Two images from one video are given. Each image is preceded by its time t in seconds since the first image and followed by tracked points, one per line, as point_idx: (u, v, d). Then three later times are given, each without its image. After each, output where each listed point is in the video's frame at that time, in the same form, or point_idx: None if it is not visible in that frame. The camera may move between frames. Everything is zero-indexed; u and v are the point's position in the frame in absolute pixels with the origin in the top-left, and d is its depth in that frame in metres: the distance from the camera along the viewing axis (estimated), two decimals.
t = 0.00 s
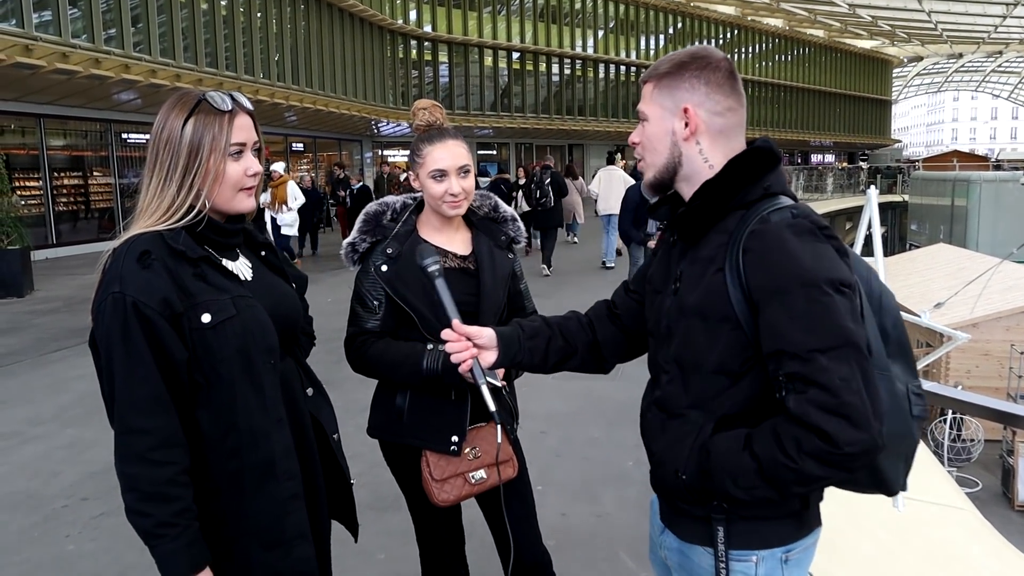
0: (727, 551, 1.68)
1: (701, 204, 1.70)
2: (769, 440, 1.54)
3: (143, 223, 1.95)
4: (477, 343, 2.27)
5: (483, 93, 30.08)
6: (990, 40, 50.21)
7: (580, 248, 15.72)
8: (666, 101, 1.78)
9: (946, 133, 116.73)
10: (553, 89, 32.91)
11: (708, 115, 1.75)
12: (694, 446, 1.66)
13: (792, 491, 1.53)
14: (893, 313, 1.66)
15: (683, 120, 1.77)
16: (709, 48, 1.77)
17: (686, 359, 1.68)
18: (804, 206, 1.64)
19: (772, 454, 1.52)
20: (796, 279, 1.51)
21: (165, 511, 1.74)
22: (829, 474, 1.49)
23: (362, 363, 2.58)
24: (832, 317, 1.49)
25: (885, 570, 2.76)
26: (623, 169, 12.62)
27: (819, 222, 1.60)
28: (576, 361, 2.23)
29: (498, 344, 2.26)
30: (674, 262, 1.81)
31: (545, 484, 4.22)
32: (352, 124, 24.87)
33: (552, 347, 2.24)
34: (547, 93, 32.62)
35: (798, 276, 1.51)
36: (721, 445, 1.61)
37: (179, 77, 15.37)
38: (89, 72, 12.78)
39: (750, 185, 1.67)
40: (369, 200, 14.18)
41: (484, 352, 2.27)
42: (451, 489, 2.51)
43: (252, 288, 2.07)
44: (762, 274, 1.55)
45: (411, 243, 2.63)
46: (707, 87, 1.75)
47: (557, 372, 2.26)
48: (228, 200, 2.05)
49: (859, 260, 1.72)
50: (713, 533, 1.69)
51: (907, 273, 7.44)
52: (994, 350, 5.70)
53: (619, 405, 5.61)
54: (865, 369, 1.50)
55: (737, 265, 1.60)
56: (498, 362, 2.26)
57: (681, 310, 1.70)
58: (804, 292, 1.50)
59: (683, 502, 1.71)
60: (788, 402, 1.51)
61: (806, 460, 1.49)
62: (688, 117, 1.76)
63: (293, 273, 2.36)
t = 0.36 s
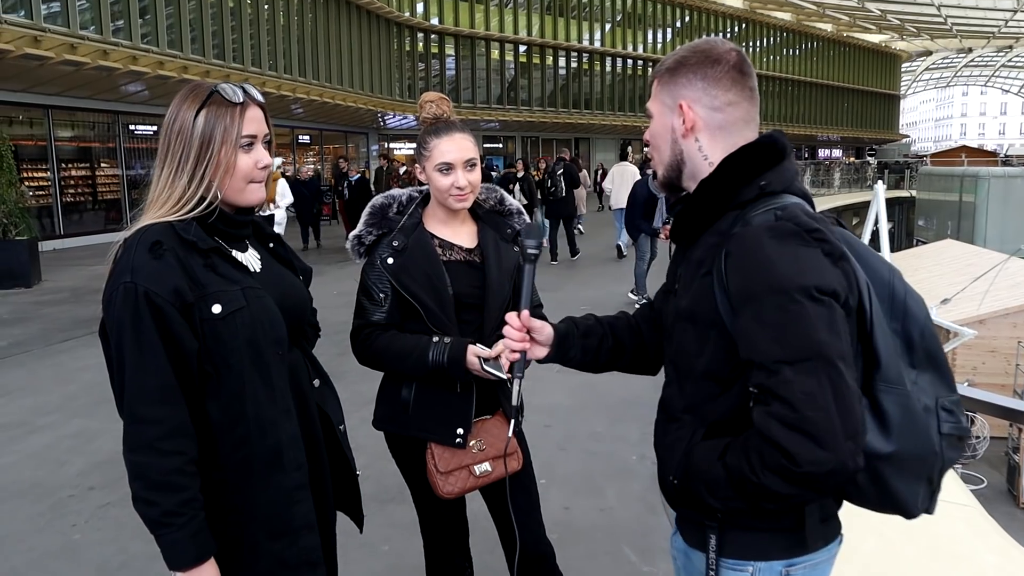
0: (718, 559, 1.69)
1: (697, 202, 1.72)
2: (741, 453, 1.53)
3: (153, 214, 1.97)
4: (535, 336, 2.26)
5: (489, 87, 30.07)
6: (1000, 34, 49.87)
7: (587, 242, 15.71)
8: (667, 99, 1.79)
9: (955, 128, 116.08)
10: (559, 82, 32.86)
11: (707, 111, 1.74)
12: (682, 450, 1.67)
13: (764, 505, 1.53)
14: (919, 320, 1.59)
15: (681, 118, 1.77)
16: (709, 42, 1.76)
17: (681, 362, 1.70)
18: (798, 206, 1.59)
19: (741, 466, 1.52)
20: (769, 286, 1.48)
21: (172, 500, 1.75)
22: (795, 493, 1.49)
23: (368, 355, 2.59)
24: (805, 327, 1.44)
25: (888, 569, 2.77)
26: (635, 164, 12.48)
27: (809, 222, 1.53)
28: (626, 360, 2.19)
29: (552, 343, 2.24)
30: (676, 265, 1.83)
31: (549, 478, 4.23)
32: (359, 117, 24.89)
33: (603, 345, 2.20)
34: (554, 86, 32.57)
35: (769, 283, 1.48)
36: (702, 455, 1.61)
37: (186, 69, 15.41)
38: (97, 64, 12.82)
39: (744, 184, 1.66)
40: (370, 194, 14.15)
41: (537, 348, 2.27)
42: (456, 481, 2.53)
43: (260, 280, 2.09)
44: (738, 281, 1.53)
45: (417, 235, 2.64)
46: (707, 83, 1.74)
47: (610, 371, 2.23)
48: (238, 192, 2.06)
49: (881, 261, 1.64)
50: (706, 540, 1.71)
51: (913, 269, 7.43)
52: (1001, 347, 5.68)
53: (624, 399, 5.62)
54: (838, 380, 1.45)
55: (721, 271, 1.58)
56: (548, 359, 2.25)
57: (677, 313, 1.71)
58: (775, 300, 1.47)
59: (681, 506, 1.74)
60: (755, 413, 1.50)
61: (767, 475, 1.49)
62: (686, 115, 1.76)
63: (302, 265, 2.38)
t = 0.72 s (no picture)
0: (694, 554, 1.72)
1: (698, 202, 1.72)
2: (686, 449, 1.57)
3: (161, 206, 1.97)
4: (580, 332, 2.19)
5: (493, 83, 30.09)
6: (1006, 35, 49.73)
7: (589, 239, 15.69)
8: (675, 100, 1.80)
9: (960, 129, 115.73)
10: (564, 79, 32.83)
11: (712, 108, 1.75)
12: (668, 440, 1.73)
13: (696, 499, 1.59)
14: (932, 342, 1.54)
15: (688, 117, 1.78)
16: (722, 41, 1.76)
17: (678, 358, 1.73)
18: (792, 212, 1.57)
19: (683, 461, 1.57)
20: (728, 289, 1.49)
21: (178, 491, 1.76)
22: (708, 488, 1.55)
23: (371, 350, 2.59)
24: (751, 335, 1.44)
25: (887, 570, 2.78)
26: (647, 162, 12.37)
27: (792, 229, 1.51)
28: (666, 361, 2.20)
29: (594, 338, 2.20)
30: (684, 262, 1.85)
31: (549, 474, 4.24)
32: (364, 112, 24.89)
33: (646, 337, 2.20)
34: (558, 83, 32.54)
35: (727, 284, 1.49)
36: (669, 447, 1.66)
37: (191, 62, 15.40)
38: (102, 56, 12.83)
39: (745, 185, 1.66)
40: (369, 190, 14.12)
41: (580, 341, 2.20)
42: (456, 477, 2.53)
43: (265, 273, 2.10)
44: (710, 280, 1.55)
45: (421, 231, 2.64)
46: (715, 81, 1.74)
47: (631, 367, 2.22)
48: (244, 186, 2.07)
49: (894, 276, 1.60)
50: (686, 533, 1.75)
51: (916, 269, 7.42)
52: (1004, 349, 5.68)
53: (625, 397, 5.63)
54: (774, 390, 1.44)
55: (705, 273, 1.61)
56: (589, 353, 2.22)
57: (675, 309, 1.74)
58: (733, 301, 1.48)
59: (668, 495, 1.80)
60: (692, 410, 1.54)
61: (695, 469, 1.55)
62: (693, 113, 1.77)
63: (306, 260, 2.39)
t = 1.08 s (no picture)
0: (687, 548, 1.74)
1: (693, 199, 1.73)
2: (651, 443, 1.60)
3: (160, 203, 1.97)
4: (597, 324, 2.19)
5: (493, 81, 30.08)
6: (1006, 35, 49.71)
7: (589, 238, 15.69)
8: (677, 98, 1.80)
9: (960, 129, 115.69)
10: (564, 78, 32.81)
11: (716, 107, 1.74)
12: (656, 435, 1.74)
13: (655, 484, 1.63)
14: (925, 345, 1.53)
15: (691, 116, 1.77)
16: (725, 38, 1.77)
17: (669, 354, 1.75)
18: (778, 210, 1.57)
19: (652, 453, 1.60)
20: (702, 283, 1.51)
21: (179, 487, 1.76)
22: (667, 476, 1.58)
23: (370, 348, 2.59)
24: (717, 330, 1.46)
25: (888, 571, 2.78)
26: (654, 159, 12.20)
27: (771, 229, 1.52)
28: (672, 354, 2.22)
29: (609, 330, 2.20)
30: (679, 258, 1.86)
31: (547, 473, 4.24)
32: (364, 110, 24.88)
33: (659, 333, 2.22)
34: (558, 82, 32.52)
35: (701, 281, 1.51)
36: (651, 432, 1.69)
37: (191, 59, 15.37)
38: (102, 53, 12.82)
39: (736, 185, 1.67)
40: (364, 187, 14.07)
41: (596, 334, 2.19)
42: (454, 474, 2.53)
43: (264, 270, 2.10)
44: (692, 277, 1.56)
45: (421, 228, 2.64)
46: (716, 80, 1.74)
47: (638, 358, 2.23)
48: (245, 184, 2.07)
49: (889, 279, 1.58)
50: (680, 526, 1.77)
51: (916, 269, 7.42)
52: (1003, 348, 5.68)
53: (625, 395, 5.62)
54: (736, 385, 1.45)
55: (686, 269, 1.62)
56: (603, 344, 2.21)
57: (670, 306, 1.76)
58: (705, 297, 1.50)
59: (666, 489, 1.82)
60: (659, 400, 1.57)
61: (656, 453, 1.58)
62: (696, 113, 1.76)
63: (304, 258, 2.39)
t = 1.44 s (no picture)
0: (712, 552, 1.71)
1: (702, 199, 1.72)
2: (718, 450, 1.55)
3: (160, 199, 1.96)
4: (593, 334, 2.18)
5: (495, 80, 30.09)
6: (1008, 34, 49.64)
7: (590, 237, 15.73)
8: (682, 97, 1.80)
9: (962, 128, 115.58)
10: (565, 77, 32.80)
11: (726, 106, 1.76)
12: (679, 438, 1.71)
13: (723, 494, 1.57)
14: (929, 325, 1.56)
15: (699, 114, 1.78)
16: (727, 39, 1.79)
17: (683, 354, 1.72)
18: (796, 202, 1.57)
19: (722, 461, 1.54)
20: (751, 278, 1.49)
21: (199, 476, 1.76)
22: (748, 485, 1.52)
23: (370, 346, 2.58)
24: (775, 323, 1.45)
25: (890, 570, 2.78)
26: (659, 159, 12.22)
27: (807, 219, 1.53)
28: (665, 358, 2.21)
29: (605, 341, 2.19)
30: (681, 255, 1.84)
31: (548, 472, 4.23)
32: (365, 108, 24.89)
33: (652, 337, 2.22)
34: (560, 81, 32.52)
35: (753, 276, 1.49)
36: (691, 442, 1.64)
37: (192, 57, 15.35)
38: (103, 50, 12.81)
39: (749, 180, 1.66)
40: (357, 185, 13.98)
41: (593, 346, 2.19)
42: (455, 473, 2.52)
43: (266, 268, 2.09)
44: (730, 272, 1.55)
45: (422, 226, 2.64)
46: (723, 79, 1.76)
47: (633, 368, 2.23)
48: (244, 176, 2.05)
49: (889, 262, 1.61)
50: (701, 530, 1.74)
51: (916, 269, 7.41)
52: (1004, 348, 5.67)
53: (626, 395, 5.61)
54: (806, 376, 1.45)
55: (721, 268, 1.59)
56: (599, 356, 2.20)
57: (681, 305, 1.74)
58: (758, 293, 1.48)
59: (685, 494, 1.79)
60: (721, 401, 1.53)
61: (724, 461, 1.53)
62: (705, 111, 1.77)
63: (305, 258, 2.38)
